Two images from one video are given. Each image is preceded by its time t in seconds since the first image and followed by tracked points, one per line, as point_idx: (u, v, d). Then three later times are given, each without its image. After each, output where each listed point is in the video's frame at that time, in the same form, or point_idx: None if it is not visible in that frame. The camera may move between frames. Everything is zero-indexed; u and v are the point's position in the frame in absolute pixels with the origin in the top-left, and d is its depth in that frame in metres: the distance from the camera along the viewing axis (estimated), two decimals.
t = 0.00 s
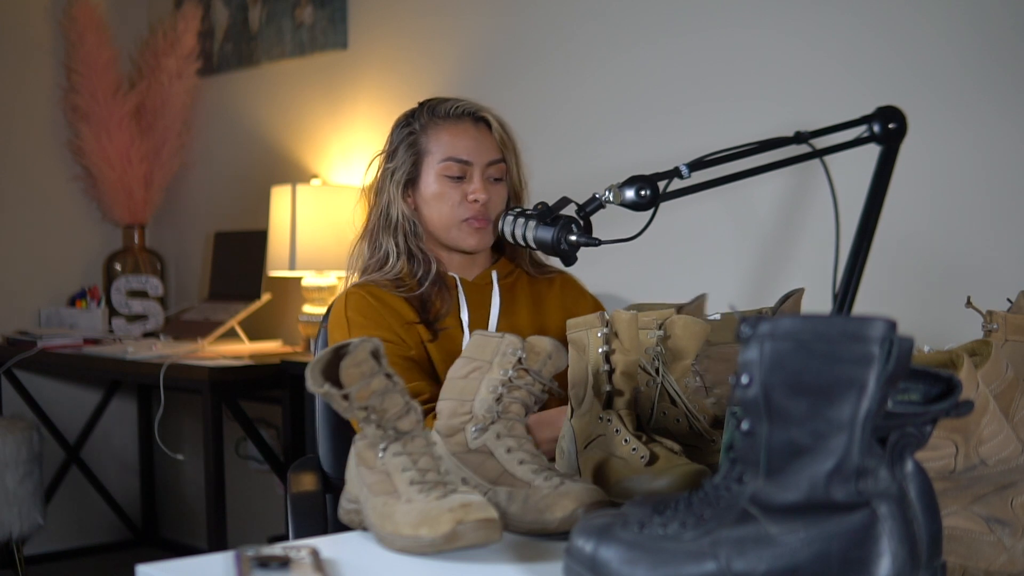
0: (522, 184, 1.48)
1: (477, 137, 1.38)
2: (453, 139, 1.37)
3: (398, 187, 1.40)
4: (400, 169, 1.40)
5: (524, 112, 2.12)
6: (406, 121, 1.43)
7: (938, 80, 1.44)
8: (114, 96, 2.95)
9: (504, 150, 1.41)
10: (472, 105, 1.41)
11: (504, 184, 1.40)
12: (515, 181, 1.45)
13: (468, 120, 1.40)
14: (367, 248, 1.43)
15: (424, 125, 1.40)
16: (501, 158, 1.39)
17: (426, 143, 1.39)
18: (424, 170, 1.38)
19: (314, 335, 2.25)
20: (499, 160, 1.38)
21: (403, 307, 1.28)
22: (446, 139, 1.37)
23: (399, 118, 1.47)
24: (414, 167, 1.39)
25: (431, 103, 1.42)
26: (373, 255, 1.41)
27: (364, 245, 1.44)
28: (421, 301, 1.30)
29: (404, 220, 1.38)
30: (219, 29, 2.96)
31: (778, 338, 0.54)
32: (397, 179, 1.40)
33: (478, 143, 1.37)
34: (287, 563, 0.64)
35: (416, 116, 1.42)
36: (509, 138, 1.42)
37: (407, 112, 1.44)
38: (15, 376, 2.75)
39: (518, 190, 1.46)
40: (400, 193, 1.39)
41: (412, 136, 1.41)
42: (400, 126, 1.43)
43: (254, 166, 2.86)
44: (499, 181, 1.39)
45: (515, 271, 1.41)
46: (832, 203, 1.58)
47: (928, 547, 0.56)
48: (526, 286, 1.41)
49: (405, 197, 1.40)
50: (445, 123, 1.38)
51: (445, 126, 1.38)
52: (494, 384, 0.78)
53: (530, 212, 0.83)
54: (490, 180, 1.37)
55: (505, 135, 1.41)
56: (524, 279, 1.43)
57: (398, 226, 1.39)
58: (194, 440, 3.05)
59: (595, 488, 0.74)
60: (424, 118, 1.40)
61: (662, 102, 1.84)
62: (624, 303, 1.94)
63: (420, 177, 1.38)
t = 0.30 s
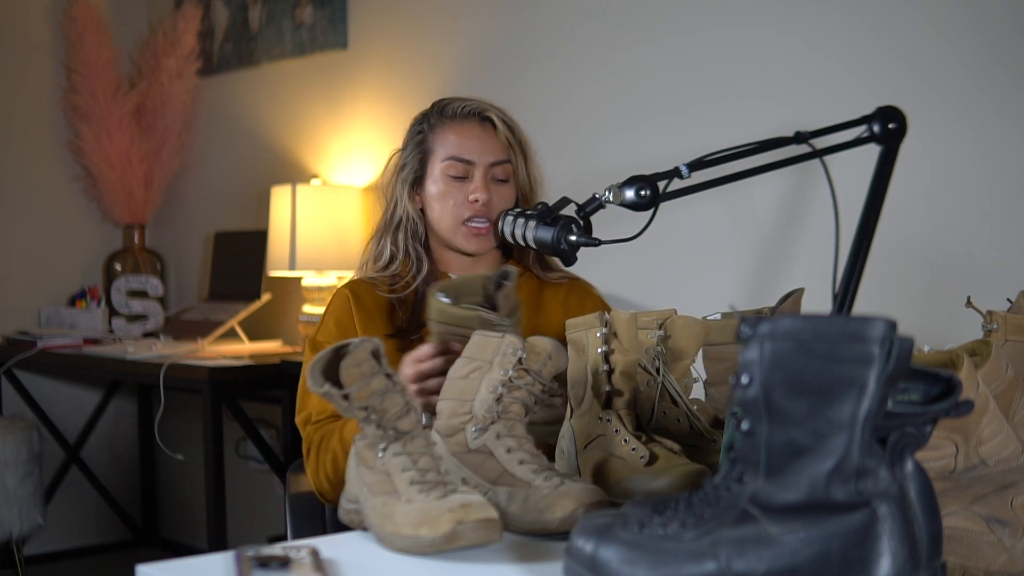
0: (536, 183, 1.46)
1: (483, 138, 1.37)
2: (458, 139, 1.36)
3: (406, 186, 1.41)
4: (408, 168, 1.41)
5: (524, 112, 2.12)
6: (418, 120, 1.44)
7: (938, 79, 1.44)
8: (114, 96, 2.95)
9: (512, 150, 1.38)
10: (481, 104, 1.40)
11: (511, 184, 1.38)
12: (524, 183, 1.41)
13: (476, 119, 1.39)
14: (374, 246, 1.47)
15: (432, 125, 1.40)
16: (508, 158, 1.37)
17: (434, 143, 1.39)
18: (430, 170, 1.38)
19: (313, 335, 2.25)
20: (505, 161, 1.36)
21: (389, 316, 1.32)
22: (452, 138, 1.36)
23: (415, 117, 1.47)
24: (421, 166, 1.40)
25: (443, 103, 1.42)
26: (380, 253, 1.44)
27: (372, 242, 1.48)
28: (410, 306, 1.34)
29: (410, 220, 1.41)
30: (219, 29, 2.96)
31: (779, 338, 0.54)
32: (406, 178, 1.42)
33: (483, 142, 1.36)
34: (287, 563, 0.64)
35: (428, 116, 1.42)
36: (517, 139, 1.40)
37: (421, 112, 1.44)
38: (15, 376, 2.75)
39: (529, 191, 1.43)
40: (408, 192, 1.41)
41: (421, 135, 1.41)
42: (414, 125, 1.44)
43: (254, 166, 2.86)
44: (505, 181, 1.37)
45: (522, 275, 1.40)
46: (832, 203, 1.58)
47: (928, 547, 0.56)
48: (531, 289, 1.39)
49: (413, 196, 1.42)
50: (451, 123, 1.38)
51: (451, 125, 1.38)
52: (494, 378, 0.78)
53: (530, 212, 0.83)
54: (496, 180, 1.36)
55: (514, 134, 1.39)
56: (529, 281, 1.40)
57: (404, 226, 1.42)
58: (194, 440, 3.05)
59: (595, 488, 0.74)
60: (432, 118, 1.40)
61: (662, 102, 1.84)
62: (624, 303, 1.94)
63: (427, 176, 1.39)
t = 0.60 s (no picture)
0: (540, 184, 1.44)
1: (483, 138, 1.37)
2: (458, 139, 1.37)
3: (409, 188, 1.42)
4: (411, 170, 1.42)
5: (523, 111, 2.12)
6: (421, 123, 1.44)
7: (938, 79, 1.44)
8: (114, 96, 2.95)
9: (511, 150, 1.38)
10: (480, 104, 1.40)
11: (511, 183, 1.39)
12: (525, 182, 1.40)
13: (475, 120, 1.39)
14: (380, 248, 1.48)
15: (433, 127, 1.40)
16: (507, 157, 1.38)
17: (434, 144, 1.39)
18: (431, 172, 1.39)
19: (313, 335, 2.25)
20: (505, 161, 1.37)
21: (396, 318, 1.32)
22: (452, 139, 1.37)
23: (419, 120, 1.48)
24: (423, 168, 1.41)
25: (444, 104, 1.42)
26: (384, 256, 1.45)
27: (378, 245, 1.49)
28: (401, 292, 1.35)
29: (413, 222, 1.41)
30: (219, 29, 2.96)
31: (778, 337, 0.54)
32: (408, 180, 1.42)
33: (483, 142, 1.37)
34: (287, 563, 0.64)
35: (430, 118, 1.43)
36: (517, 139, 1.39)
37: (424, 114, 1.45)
38: (15, 376, 2.75)
39: (530, 191, 1.41)
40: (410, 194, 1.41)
41: (423, 137, 1.42)
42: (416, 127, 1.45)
43: (254, 166, 2.85)
44: (506, 179, 1.38)
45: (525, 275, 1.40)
46: (832, 203, 1.58)
47: (928, 547, 0.56)
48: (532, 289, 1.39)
49: (417, 198, 1.42)
50: (451, 124, 1.38)
51: (451, 126, 1.38)
52: (494, 377, 0.78)
53: (530, 212, 0.84)
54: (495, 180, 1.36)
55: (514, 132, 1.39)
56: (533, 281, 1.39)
57: (406, 228, 1.42)
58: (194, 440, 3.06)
59: (595, 488, 0.74)
60: (432, 120, 1.41)
61: (662, 102, 1.84)
62: (624, 303, 1.94)
63: (429, 178, 1.39)
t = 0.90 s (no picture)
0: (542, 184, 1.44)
1: (484, 140, 1.36)
2: (459, 141, 1.36)
3: (411, 189, 1.43)
4: (412, 171, 1.42)
5: (523, 111, 2.12)
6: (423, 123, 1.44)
7: (938, 79, 1.44)
8: (114, 96, 2.95)
9: (513, 150, 1.38)
10: (482, 105, 1.38)
11: (512, 183, 1.39)
12: (527, 182, 1.41)
13: (476, 121, 1.38)
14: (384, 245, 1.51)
15: (435, 128, 1.40)
16: (509, 159, 1.37)
17: (436, 145, 1.38)
18: (432, 173, 1.39)
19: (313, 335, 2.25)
20: (507, 161, 1.37)
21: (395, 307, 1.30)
22: (454, 141, 1.36)
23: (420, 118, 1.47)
24: (424, 169, 1.41)
25: (444, 104, 1.41)
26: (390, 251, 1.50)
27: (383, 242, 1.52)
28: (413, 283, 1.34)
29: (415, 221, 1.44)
30: (219, 29, 2.96)
31: (778, 337, 0.54)
32: (410, 180, 1.43)
33: (484, 144, 1.36)
34: (287, 563, 0.64)
35: (431, 118, 1.42)
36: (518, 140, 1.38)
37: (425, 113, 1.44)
38: (15, 376, 2.75)
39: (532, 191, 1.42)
40: (413, 195, 1.43)
41: (424, 138, 1.41)
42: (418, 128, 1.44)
43: (254, 166, 2.85)
44: (507, 180, 1.38)
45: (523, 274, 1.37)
46: (832, 203, 1.58)
47: (928, 547, 0.56)
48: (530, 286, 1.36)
49: (420, 197, 1.44)
50: (452, 126, 1.38)
51: (453, 128, 1.37)
52: (494, 377, 0.78)
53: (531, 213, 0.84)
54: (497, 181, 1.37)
55: (515, 133, 1.38)
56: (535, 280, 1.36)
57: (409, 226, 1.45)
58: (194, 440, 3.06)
59: (595, 487, 0.74)
60: (434, 121, 1.40)
61: (661, 103, 1.84)
62: (624, 303, 1.94)
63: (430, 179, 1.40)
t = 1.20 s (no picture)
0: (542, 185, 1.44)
1: (480, 137, 1.36)
2: (457, 140, 1.36)
3: (409, 189, 1.43)
4: (411, 169, 1.42)
5: (524, 111, 2.12)
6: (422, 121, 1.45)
7: (938, 79, 1.44)
8: (114, 96, 2.95)
9: (510, 148, 1.37)
10: (480, 103, 1.39)
11: (510, 184, 1.37)
12: (525, 183, 1.39)
13: (474, 120, 1.38)
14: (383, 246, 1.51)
15: (433, 126, 1.40)
16: (506, 157, 1.36)
17: (433, 144, 1.39)
18: (430, 171, 1.38)
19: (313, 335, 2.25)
20: (504, 160, 1.36)
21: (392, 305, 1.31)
22: (451, 139, 1.36)
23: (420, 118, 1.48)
24: (422, 168, 1.41)
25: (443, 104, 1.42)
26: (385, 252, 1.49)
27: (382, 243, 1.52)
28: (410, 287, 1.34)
29: (412, 221, 1.44)
30: (220, 29, 2.96)
31: (778, 337, 0.54)
32: (408, 179, 1.43)
33: (482, 142, 1.36)
34: (287, 563, 0.64)
35: (430, 118, 1.43)
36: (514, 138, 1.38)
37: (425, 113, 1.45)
38: (15, 376, 2.75)
39: (529, 191, 1.41)
40: (410, 193, 1.43)
41: (422, 137, 1.42)
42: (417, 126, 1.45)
43: (254, 166, 2.85)
44: (504, 180, 1.37)
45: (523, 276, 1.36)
46: (832, 203, 1.58)
47: (928, 547, 0.56)
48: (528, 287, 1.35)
49: (418, 197, 1.44)
50: (450, 125, 1.38)
51: (451, 127, 1.37)
52: (495, 377, 0.78)
53: (531, 213, 0.84)
54: (493, 179, 1.36)
55: (513, 132, 1.38)
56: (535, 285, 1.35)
57: (406, 227, 1.45)
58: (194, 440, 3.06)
59: (595, 488, 0.74)
60: (433, 120, 1.41)
61: (661, 103, 1.84)
62: (624, 303, 1.94)
63: (427, 177, 1.40)
